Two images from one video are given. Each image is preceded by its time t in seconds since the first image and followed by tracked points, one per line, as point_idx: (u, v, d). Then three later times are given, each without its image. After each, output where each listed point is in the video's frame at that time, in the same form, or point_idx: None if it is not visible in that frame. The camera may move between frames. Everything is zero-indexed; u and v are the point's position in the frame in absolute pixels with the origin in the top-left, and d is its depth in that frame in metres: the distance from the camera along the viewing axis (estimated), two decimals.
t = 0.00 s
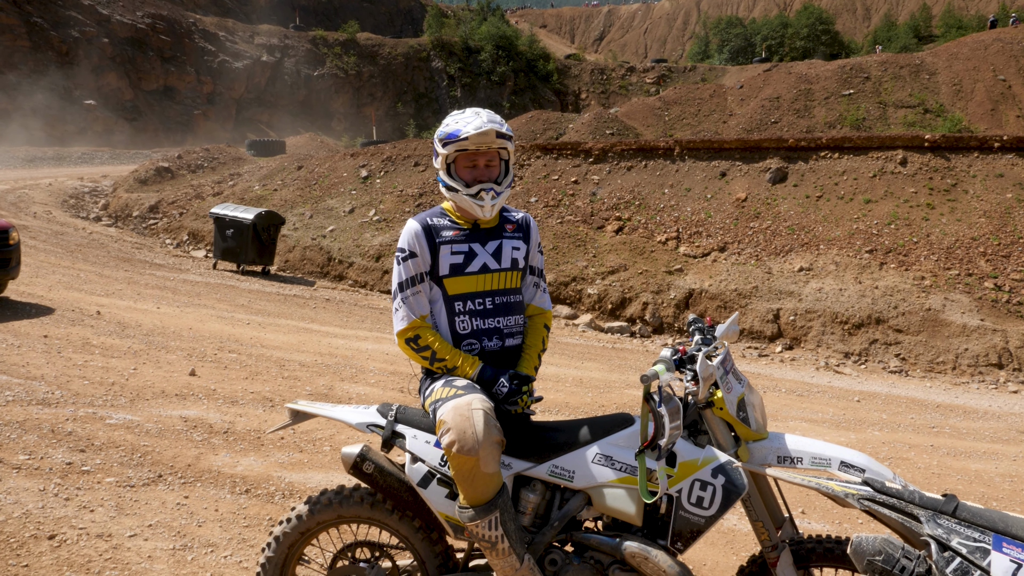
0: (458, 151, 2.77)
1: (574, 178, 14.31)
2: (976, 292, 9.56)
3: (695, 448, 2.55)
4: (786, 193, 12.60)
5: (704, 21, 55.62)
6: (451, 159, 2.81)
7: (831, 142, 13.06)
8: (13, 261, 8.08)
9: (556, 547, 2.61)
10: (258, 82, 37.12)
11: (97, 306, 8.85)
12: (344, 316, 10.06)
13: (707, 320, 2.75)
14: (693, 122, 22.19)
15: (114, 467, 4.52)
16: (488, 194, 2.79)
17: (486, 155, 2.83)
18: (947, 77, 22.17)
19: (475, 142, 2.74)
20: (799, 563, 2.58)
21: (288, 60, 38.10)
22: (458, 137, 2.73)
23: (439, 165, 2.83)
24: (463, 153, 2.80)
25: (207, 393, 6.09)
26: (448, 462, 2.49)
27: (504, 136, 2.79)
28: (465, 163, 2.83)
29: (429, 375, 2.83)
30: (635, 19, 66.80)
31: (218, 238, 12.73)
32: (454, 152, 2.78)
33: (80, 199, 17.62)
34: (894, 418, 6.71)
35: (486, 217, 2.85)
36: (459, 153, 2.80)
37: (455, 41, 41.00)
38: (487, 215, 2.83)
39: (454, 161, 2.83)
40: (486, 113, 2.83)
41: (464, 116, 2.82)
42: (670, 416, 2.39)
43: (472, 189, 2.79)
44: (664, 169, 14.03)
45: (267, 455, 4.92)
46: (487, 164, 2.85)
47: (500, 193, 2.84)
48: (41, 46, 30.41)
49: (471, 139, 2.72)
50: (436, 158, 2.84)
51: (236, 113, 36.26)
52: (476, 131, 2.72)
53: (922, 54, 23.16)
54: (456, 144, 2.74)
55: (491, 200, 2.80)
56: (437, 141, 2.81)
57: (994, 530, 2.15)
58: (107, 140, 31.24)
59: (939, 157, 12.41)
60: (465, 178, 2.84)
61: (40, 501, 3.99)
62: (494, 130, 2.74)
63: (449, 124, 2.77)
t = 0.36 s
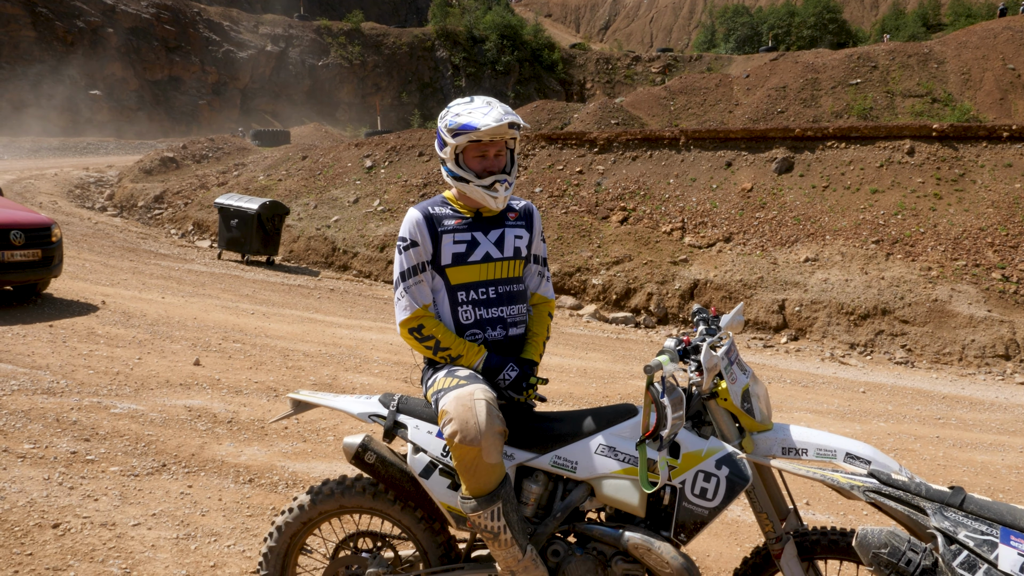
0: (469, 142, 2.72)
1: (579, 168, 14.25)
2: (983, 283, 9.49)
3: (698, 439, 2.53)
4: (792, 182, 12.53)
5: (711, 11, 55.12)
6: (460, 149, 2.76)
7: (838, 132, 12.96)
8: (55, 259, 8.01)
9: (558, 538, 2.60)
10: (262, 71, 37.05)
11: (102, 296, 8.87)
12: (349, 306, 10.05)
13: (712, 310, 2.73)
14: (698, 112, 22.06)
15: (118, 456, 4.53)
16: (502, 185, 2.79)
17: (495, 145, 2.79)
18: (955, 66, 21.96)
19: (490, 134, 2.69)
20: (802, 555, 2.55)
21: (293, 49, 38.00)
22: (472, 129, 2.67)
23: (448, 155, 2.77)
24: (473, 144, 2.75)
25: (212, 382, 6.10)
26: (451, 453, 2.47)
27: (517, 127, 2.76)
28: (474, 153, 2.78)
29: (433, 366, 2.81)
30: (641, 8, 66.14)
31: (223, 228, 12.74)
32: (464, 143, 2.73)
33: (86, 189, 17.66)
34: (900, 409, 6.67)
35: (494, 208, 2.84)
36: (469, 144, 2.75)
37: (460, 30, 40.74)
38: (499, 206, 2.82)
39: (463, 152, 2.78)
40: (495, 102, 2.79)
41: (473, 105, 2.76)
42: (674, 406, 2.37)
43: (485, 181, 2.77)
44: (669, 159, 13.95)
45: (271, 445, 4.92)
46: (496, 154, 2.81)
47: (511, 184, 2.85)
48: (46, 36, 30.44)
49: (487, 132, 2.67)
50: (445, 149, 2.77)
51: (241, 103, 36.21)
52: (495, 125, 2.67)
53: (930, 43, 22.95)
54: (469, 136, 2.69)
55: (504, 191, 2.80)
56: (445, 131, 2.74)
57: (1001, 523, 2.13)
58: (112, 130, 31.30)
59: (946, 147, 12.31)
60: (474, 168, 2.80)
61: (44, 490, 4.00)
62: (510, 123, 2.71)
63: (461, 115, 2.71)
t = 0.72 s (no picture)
0: (463, 133, 2.71)
1: (580, 161, 14.21)
2: (983, 276, 9.48)
3: (698, 432, 2.52)
4: (793, 176, 12.49)
5: (712, 4, 54.90)
6: (454, 140, 2.75)
7: (839, 125, 12.93)
8: (97, 260, 7.76)
9: (558, 531, 2.60)
10: (262, 65, 36.97)
11: (101, 290, 8.87)
12: (349, 300, 10.04)
13: (712, 302, 2.71)
14: (699, 105, 21.98)
15: (117, 451, 4.52)
16: (497, 175, 2.75)
17: (490, 136, 2.77)
18: (956, 59, 21.86)
19: (483, 124, 2.67)
20: (802, 547, 2.55)
21: (293, 43, 37.89)
22: (465, 119, 2.66)
23: (442, 147, 2.77)
24: (467, 135, 2.74)
25: (211, 376, 6.10)
26: (448, 446, 2.46)
27: (510, 115, 2.73)
28: (468, 144, 2.77)
29: (430, 358, 2.80)
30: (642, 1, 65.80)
31: (223, 222, 12.71)
32: (458, 134, 2.72)
33: (86, 183, 17.64)
34: (899, 402, 6.66)
35: (491, 199, 2.81)
36: (463, 135, 2.73)
37: (460, 23, 40.54)
38: (494, 197, 2.79)
39: (457, 143, 2.77)
40: (490, 93, 2.77)
41: (466, 96, 2.74)
42: (672, 399, 2.36)
43: (479, 171, 2.74)
44: (670, 152, 13.91)
45: (270, 439, 4.92)
46: (491, 145, 2.79)
47: (507, 174, 2.81)
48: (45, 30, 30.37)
49: (479, 122, 2.66)
50: (439, 141, 2.77)
51: (241, 97, 36.12)
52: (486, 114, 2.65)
53: (931, 36, 22.86)
54: (462, 127, 2.67)
55: (499, 181, 2.77)
56: (439, 122, 2.74)
57: (1001, 515, 2.12)
58: (111, 124, 31.32)
59: (947, 140, 12.26)
60: (469, 159, 2.78)
61: (42, 484, 4.00)
62: (502, 112, 2.68)
63: (454, 106, 2.70)
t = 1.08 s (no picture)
0: (460, 131, 2.70)
1: (577, 159, 14.19)
2: (979, 274, 9.49)
3: (696, 430, 2.51)
4: (790, 173, 12.49)
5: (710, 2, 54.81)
6: (452, 138, 2.74)
7: (836, 123, 12.93)
8: (140, 266, 7.48)
9: (556, 529, 2.59)
10: (259, 61, 36.88)
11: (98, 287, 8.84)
12: (346, 297, 10.02)
13: (710, 299, 2.71)
14: (697, 103, 21.96)
15: (113, 448, 4.50)
16: (495, 172, 2.74)
17: (487, 133, 2.76)
18: (953, 57, 21.87)
19: (480, 121, 2.66)
20: (800, 546, 2.54)
21: (290, 39, 37.81)
22: (462, 117, 2.64)
23: (440, 146, 2.76)
24: (465, 133, 2.73)
25: (208, 373, 6.08)
26: (446, 444, 2.45)
27: (507, 112, 2.72)
28: (466, 142, 2.75)
29: (429, 355, 2.79)
30: None
31: (220, 218, 12.66)
32: (455, 132, 2.70)
33: (82, 180, 17.58)
34: (896, 400, 6.66)
35: (490, 196, 2.80)
36: (461, 132, 2.72)
37: (458, 20, 40.40)
38: (493, 194, 2.78)
39: (454, 141, 2.75)
40: (487, 90, 2.76)
41: (463, 93, 2.72)
42: (672, 397, 2.35)
43: (478, 168, 2.73)
44: (668, 150, 13.90)
45: (267, 436, 4.90)
46: (489, 142, 2.78)
47: (505, 171, 2.80)
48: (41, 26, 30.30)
49: (476, 120, 2.64)
50: (437, 139, 2.76)
51: (238, 93, 36.02)
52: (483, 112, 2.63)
53: (928, 34, 22.88)
54: (459, 125, 2.66)
55: (497, 178, 2.76)
56: (436, 119, 2.72)
57: (1000, 513, 2.12)
58: (108, 120, 31.27)
59: (944, 138, 12.27)
60: (467, 157, 2.77)
61: (39, 482, 3.98)
62: (499, 109, 2.66)
63: (451, 103, 2.68)
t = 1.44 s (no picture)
0: (460, 129, 2.70)
1: (576, 158, 14.20)
2: (978, 274, 9.51)
3: (695, 428, 2.52)
4: (789, 173, 12.50)
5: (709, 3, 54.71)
6: (452, 136, 2.74)
7: (835, 122, 12.94)
8: (190, 273, 7.27)
9: (555, 527, 2.59)
10: (258, 59, 36.89)
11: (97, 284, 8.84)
12: (345, 295, 10.01)
13: (709, 299, 2.72)
14: (696, 102, 21.96)
15: (112, 446, 4.50)
16: (496, 170, 2.74)
17: (487, 130, 2.75)
18: (952, 57, 21.88)
19: (480, 119, 2.66)
20: (799, 543, 2.54)
21: (289, 38, 37.79)
22: (461, 115, 2.64)
23: (439, 143, 2.75)
24: (465, 130, 2.72)
25: (207, 371, 6.09)
26: (445, 441, 2.46)
27: (507, 110, 2.72)
28: (466, 140, 2.75)
29: (428, 353, 2.79)
30: None
31: (219, 217, 12.65)
32: (455, 129, 2.70)
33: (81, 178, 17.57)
34: (895, 399, 6.68)
35: (490, 194, 2.80)
36: (461, 131, 2.72)
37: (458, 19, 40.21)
38: (493, 192, 2.78)
39: (454, 139, 2.75)
40: (487, 87, 2.76)
41: (463, 91, 2.72)
42: (671, 395, 2.36)
43: (478, 166, 2.73)
44: (667, 149, 13.90)
45: (266, 434, 4.90)
46: (489, 140, 2.78)
47: (505, 169, 2.80)
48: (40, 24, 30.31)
49: (476, 117, 2.65)
50: (437, 137, 2.75)
51: (237, 91, 36.00)
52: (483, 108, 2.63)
53: (927, 34, 22.89)
54: (459, 123, 2.66)
55: (498, 176, 2.76)
56: (435, 118, 2.72)
57: (998, 511, 2.12)
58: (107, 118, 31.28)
59: (942, 138, 12.29)
60: (467, 154, 2.77)
61: (38, 479, 3.98)
62: (499, 107, 2.67)
63: (451, 101, 2.68)
